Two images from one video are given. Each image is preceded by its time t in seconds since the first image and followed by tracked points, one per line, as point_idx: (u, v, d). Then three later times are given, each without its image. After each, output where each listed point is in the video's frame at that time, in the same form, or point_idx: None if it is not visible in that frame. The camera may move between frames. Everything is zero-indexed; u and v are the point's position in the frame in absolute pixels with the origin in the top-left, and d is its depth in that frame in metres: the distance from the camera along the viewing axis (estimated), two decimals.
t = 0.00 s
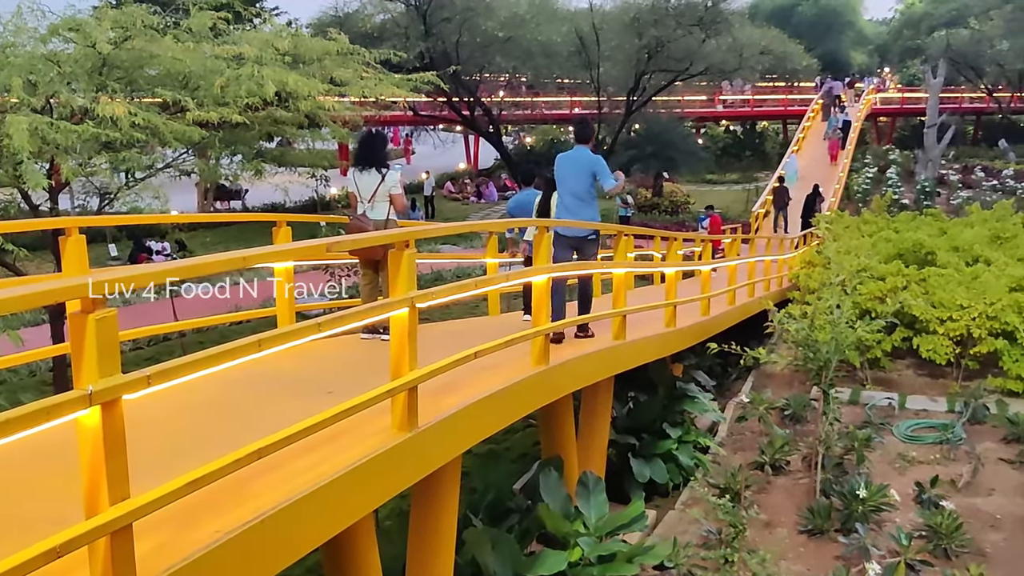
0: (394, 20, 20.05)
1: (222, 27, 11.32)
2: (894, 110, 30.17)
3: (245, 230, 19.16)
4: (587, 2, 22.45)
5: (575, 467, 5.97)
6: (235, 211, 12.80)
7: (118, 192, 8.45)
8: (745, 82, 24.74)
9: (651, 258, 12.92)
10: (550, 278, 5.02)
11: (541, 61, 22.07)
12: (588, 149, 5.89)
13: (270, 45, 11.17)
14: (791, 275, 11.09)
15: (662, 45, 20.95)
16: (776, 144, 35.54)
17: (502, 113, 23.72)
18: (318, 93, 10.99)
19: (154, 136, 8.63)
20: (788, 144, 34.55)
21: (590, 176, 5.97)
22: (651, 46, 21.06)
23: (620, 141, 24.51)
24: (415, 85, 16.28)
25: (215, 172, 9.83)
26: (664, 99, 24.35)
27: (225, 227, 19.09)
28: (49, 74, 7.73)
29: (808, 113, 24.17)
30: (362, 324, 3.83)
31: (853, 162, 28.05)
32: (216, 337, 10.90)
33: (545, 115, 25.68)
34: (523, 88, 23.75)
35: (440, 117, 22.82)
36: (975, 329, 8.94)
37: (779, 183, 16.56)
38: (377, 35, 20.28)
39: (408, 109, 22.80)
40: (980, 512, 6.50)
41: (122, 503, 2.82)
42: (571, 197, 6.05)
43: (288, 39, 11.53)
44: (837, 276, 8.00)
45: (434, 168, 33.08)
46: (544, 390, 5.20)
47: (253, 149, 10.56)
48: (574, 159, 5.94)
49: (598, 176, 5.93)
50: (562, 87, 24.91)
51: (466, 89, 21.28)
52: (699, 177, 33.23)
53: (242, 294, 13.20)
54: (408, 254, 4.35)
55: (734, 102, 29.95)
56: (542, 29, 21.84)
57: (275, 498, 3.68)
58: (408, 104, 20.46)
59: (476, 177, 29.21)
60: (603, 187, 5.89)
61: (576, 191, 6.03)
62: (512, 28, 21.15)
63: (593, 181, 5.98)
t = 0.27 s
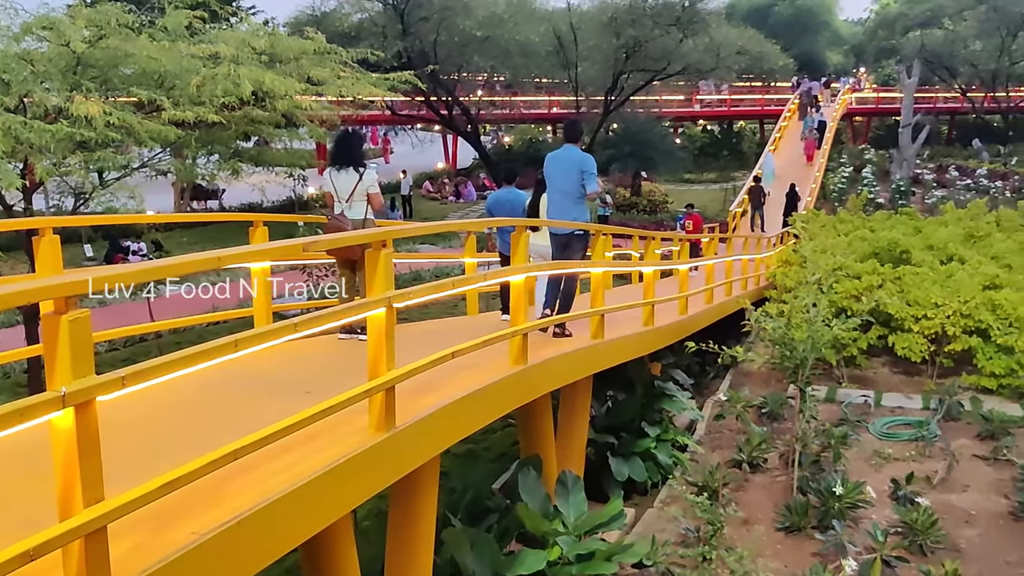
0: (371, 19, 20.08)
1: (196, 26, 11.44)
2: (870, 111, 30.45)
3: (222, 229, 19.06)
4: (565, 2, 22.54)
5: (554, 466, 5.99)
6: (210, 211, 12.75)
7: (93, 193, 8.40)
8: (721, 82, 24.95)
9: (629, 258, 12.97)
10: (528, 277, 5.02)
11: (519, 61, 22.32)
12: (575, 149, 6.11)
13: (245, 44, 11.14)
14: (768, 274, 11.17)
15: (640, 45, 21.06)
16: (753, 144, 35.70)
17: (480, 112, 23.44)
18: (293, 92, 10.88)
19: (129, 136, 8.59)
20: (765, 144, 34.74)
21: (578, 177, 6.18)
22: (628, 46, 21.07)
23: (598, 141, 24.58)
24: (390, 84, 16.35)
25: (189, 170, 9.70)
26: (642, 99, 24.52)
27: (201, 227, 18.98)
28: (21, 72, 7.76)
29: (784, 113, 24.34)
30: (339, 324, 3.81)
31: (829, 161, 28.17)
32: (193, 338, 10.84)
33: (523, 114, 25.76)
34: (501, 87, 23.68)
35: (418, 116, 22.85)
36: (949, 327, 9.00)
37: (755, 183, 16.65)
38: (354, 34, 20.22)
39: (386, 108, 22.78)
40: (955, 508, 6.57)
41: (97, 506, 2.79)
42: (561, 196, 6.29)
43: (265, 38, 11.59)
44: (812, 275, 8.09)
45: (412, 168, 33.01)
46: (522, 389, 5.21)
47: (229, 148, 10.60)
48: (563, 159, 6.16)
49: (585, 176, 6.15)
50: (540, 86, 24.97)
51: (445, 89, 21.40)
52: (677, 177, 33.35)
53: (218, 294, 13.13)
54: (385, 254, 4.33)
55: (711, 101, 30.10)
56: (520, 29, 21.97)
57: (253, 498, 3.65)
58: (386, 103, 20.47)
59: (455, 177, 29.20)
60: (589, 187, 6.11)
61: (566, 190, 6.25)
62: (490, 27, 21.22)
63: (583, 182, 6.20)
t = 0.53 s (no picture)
0: (348, 18, 20.21)
1: (172, 25, 11.74)
2: (845, 111, 30.69)
3: (198, 230, 18.94)
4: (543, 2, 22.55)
5: (532, 466, 6.01)
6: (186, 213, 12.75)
7: (66, 194, 8.37)
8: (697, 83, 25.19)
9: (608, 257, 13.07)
10: (505, 277, 5.02)
11: (496, 62, 22.31)
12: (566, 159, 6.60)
13: (223, 44, 11.29)
14: (745, 273, 11.23)
15: (617, 45, 21.11)
16: (729, 144, 35.84)
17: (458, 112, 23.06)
18: (266, 91, 10.72)
19: (102, 137, 8.57)
20: (742, 143, 34.88)
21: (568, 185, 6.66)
22: (606, 46, 21.27)
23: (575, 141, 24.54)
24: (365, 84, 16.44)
25: (166, 171, 9.70)
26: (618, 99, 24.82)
27: (175, 228, 18.84)
28: None
29: (760, 112, 24.48)
30: (315, 325, 3.79)
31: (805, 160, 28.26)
32: (168, 339, 10.76)
33: (501, 114, 25.84)
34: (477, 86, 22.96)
35: (394, 116, 22.94)
36: (923, 325, 9.08)
37: (732, 183, 16.77)
38: (331, 34, 20.51)
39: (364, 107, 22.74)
40: (929, 504, 6.63)
41: (70, 508, 2.76)
42: (550, 203, 6.74)
43: (241, 38, 11.54)
44: (788, 274, 8.15)
45: (389, 169, 32.98)
46: (498, 390, 5.22)
47: (205, 149, 10.64)
48: (555, 168, 6.64)
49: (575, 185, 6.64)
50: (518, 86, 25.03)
51: (422, 89, 21.39)
52: (654, 177, 33.47)
53: (192, 295, 13.03)
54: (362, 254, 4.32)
55: (688, 102, 30.20)
56: (498, 30, 21.91)
57: (229, 500, 3.62)
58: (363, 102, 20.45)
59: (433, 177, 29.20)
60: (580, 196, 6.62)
61: (555, 198, 6.76)
62: (467, 27, 21.26)
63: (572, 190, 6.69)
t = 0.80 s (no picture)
0: (324, 18, 20.16)
1: (147, 26, 12.02)
2: (821, 110, 30.97)
3: (174, 231, 18.87)
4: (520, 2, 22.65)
5: (510, 465, 6.03)
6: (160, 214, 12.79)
7: (38, 194, 8.44)
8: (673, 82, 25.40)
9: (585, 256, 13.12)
10: (482, 276, 5.02)
11: (472, 61, 22.37)
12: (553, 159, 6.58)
13: (196, 43, 11.60)
14: (722, 272, 11.28)
15: (594, 45, 21.20)
16: (706, 143, 36.06)
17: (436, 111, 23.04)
18: (241, 92, 11.46)
19: (74, 136, 8.80)
20: (719, 142, 35.10)
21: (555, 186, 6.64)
22: (582, 46, 21.31)
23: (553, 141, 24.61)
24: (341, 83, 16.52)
25: (143, 169, 10.33)
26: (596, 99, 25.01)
27: (151, 229, 18.76)
28: None
29: (737, 111, 24.66)
30: (291, 325, 3.77)
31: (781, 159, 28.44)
32: (144, 340, 10.72)
33: (479, 114, 25.93)
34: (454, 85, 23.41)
35: (371, 116, 23.08)
36: (898, 322, 9.15)
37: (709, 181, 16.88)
38: (307, 33, 20.39)
39: (341, 107, 22.73)
40: (904, 500, 6.68)
41: (41, 513, 2.73)
42: (538, 203, 6.74)
43: (215, 38, 12.02)
44: (763, 273, 8.20)
45: (367, 169, 32.99)
46: (475, 389, 5.22)
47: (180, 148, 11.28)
48: (542, 168, 6.62)
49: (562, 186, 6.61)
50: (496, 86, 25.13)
51: (398, 88, 21.43)
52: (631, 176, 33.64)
53: (166, 297, 12.96)
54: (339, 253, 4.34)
55: (665, 100, 30.10)
56: (474, 30, 22.17)
57: (204, 503, 3.59)
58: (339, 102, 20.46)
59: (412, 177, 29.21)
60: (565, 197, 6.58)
61: (544, 199, 6.76)
62: (443, 27, 21.36)
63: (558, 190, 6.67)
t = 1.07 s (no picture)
0: (300, 17, 19.92)
1: (120, 25, 11.96)
2: (795, 108, 31.32)
3: (150, 232, 18.78)
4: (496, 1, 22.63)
5: (489, 464, 6.04)
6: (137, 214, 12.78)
7: (12, 194, 8.43)
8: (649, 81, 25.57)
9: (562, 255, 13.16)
10: (459, 276, 5.02)
11: (450, 60, 22.92)
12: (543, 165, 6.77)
13: (171, 43, 11.59)
14: (699, 269, 11.32)
15: (570, 44, 21.24)
16: (682, 141, 36.24)
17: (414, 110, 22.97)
18: (218, 92, 11.54)
19: (47, 137, 8.75)
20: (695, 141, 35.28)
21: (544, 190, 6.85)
22: (558, 45, 21.35)
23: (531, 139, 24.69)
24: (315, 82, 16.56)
25: (117, 169, 10.40)
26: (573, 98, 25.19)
27: (127, 230, 18.65)
28: None
29: (713, 109, 24.81)
30: (266, 326, 3.75)
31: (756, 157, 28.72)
32: (120, 342, 10.67)
33: (457, 113, 25.99)
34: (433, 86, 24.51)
35: (348, 116, 23.14)
36: (872, 319, 9.23)
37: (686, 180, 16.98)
38: (283, 32, 20.08)
39: (319, 106, 22.54)
40: (880, 495, 6.74)
41: (13, 517, 2.71)
42: (528, 206, 6.94)
43: (190, 37, 12.00)
44: (739, 270, 8.23)
45: (344, 169, 32.93)
46: (452, 388, 5.23)
47: (156, 148, 11.36)
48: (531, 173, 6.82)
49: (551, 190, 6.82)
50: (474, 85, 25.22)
51: (375, 87, 21.38)
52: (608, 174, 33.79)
53: (142, 296, 12.88)
54: (314, 253, 4.40)
55: (642, 100, 30.22)
56: (450, 28, 22.63)
57: (180, 504, 3.58)
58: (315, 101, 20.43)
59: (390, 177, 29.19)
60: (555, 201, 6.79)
61: (533, 201, 6.96)
62: (419, 26, 21.43)
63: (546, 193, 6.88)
